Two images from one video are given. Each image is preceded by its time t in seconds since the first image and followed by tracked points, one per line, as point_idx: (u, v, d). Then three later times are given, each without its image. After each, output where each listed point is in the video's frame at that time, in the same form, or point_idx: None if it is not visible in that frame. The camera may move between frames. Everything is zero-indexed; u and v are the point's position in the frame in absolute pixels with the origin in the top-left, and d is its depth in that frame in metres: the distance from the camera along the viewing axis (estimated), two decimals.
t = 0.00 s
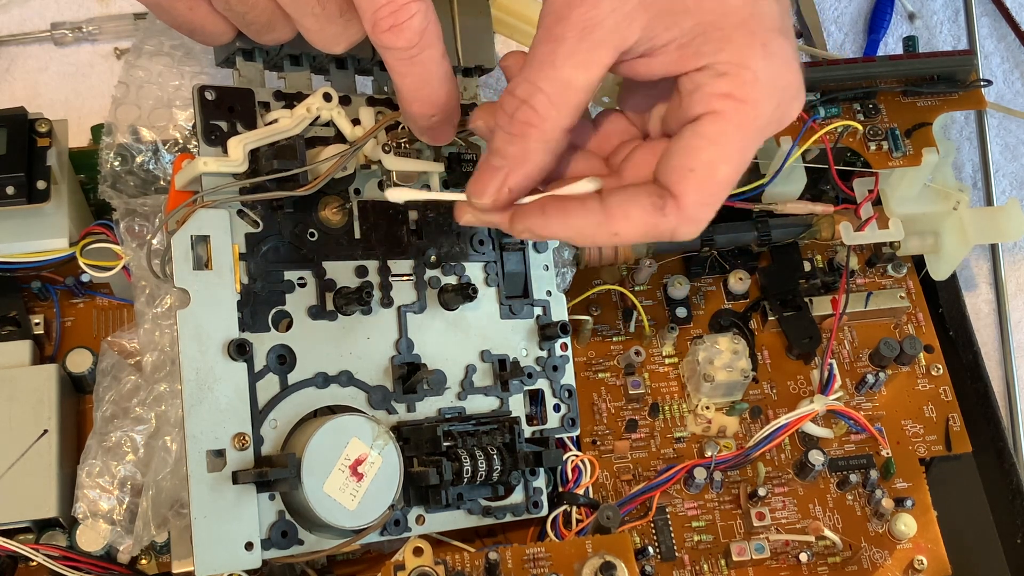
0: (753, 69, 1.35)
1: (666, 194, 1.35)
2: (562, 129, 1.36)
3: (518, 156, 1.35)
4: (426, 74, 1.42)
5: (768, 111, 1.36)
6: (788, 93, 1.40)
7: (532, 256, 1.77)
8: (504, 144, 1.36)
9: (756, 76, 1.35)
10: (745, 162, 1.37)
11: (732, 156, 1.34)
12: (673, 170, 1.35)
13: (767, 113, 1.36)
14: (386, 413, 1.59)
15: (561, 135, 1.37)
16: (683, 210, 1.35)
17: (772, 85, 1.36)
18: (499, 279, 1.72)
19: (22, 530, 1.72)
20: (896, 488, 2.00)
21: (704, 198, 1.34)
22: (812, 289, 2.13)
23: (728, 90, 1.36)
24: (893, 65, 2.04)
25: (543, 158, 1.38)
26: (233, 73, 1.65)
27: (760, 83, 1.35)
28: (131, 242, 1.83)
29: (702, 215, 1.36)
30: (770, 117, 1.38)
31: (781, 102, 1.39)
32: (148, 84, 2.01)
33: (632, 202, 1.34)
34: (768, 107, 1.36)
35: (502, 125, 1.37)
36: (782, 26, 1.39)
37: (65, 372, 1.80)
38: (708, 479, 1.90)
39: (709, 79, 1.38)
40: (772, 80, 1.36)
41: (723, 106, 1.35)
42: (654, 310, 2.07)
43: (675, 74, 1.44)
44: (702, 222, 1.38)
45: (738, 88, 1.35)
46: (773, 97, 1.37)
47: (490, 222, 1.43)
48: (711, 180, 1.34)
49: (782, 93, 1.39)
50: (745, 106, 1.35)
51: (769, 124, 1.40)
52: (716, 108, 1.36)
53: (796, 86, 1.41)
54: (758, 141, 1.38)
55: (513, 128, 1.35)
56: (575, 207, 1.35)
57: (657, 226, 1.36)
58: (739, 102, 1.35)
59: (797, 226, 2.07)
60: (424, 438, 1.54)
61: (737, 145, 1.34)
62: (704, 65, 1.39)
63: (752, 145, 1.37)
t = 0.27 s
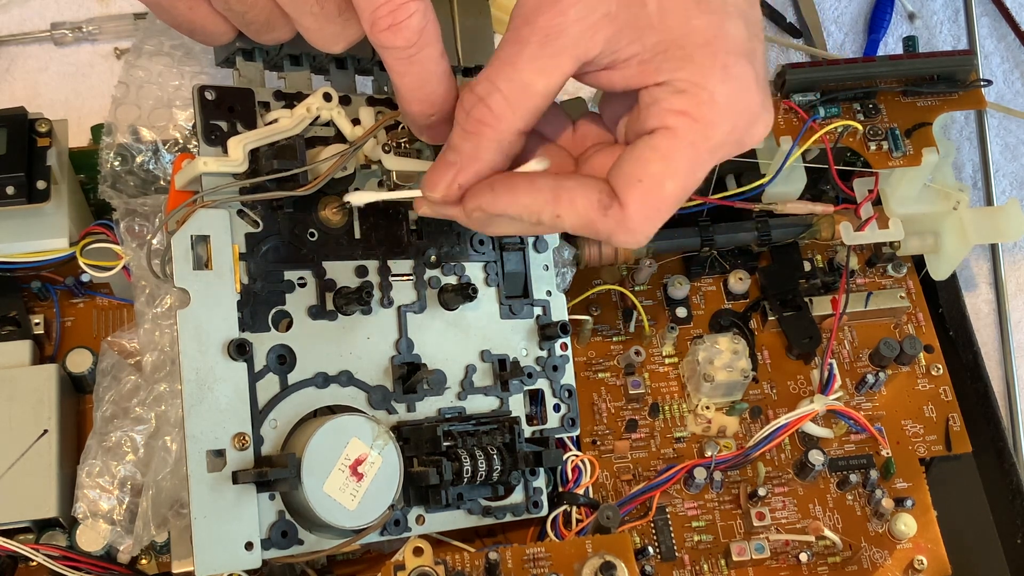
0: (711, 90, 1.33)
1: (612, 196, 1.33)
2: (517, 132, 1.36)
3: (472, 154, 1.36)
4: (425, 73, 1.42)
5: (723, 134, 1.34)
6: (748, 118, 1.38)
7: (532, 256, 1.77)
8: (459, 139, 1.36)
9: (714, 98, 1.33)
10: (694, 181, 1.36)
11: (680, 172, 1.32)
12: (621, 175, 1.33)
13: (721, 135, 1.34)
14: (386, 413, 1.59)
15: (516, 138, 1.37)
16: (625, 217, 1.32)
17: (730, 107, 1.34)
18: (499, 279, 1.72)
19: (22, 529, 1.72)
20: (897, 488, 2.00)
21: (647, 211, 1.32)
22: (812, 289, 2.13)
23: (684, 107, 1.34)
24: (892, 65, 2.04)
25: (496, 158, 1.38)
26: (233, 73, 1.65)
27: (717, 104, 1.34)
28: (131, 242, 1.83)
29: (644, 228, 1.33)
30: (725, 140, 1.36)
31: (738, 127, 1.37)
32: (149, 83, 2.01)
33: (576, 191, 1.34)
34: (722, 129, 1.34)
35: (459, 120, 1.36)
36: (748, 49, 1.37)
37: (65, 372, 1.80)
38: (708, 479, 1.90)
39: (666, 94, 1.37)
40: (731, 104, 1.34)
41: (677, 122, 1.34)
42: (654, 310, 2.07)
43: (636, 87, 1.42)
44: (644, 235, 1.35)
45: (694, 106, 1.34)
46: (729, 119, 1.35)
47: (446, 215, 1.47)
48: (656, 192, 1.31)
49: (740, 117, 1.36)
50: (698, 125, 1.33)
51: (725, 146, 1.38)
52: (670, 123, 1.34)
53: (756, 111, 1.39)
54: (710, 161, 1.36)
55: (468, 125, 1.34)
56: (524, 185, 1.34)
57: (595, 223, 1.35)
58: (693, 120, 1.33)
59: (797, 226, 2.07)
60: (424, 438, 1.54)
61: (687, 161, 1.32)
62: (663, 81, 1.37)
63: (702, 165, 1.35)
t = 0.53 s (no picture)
0: (694, 96, 1.28)
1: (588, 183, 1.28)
2: (497, 139, 1.37)
3: (450, 154, 1.37)
4: (425, 74, 1.42)
5: (703, 142, 1.28)
6: (735, 132, 1.30)
7: (532, 256, 1.77)
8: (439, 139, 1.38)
9: (697, 105, 1.28)
10: (670, 187, 1.29)
11: (654, 173, 1.26)
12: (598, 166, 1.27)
13: (701, 142, 1.28)
14: (385, 413, 1.59)
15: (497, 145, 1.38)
16: (592, 206, 1.25)
17: (715, 115, 1.28)
18: (499, 279, 1.72)
19: (22, 529, 1.72)
20: (897, 488, 2.00)
21: (616, 204, 1.25)
22: (812, 289, 2.13)
23: (666, 111, 1.29)
24: (892, 64, 2.03)
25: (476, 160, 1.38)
26: (233, 73, 1.65)
27: (699, 110, 1.28)
28: (131, 242, 1.83)
29: (610, 221, 1.26)
30: (707, 150, 1.29)
31: (723, 138, 1.29)
32: (149, 83, 2.01)
33: (550, 177, 1.29)
34: (703, 137, 1.28)
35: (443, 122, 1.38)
36: (738, 66, 1.31)
37: (65, 372, 1.80)
38: (708, 478, 1.90)
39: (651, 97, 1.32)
40: (714, 112, 1.28)
41: (657, 123, 1.28)
42: (654, 310, 2.07)
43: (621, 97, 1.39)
44: (610, 229, 1.27)
45: (676, 110, 1.28)
46: (713, 128, 1.28)
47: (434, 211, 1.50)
48: (627, 186, 1.24)
49: (726, 128, 1.29)
50: (679, 129, 1.27)
51: (708, 157, 1.31)
52: (651, 123, 1.29)
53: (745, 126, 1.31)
54: (690, 169, 1.29)
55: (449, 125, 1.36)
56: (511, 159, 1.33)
57: (563, 206, 1.28)
58: (673, 124, 1.27)
59: (797, 226, 2.07)
60: (424, 438, 1.54)
61: (662, 163, 1.26)
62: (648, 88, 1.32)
63: (680, 170, 1.28)
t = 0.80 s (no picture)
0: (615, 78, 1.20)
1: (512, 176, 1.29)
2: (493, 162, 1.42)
3: (450, 164, 1.45)
4: (425, 75, 1.42)
5: (615, 122, 1.20)
6: (657, 111, 1.19)
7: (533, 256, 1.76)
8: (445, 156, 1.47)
9: (610, 84, 1.20)
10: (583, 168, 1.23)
11: (564, 152, 1.23)
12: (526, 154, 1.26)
13: (613, 123, 1.20)
14: (386, 413, 1.59)
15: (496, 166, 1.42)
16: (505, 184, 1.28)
17: (626, 93, 1.19)
18: (499, 279, 1.72)
19: (22, 529, 1.72)
20: (897, 488, 2.00)
21: (523, 180, 1.26)
22: (812, 289, 2.13)
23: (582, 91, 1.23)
24: (892, 65, 2.03)
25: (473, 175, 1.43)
26: (233, 73, 1.65)
27: (612, 89, 1.20)
28: (131, 242, 1.83)
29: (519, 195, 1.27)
30: (626, 132, 1.20)
31: (643, 118, 1.19)
32: (149, 83, 2.01)
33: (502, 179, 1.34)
34: (615, 117, 1.20)
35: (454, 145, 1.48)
36: (673, 53, 1.20)
37: (65, 372, 1.80)
38: (708, 479, 1.90)
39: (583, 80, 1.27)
40: (626, 91, 1.19)
41: (572, 105, 1.22)
42: (654, 310, 2.07)
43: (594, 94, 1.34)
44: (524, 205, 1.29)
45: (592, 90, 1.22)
46: (627, 108, 1.19)
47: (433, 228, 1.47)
48: (535, 166, 1.25)
49: (643, 107, 1.19)
50: (591, 111, 1.21)
51: (637, 143, 1.22)
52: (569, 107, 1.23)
53: (674, 113, 1.20)
54: (604, 151, 1.22)
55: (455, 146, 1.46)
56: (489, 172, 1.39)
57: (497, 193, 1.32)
58: (586, 105, 1.21)
59: (797, 226, 2.07)
60: (424, 438, 1.54)
61: (569, 143, 1.22)
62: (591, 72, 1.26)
63: (593, 151, 1.22)
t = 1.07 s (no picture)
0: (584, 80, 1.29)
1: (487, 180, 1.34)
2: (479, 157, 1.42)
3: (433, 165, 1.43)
4: (423, 75, 1.42)
5: (584, 125, 1.28)
6: (622, 114, 1.28)
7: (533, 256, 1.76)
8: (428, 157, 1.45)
9: (579, 87, 1.28)
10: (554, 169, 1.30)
11: (534, 153, 1.29)
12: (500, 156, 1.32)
13: (581, 125, 1.28)
14: (386, 412, 1.59)
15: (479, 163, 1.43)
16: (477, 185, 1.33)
17: (596, 97, 1.28)
18: (499, 279, 1.72)
19: (22, 529, 1.72)
20: (897, 488, 2.00)
21: (497, 182, 1.31)
22: (812, 289, 2.13)
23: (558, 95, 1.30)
24: (892, 65, 2.02)
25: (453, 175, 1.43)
26: (233, 73, 1.65)
27: (582, 92, 1.28)
28: (131, 242, 1.84)
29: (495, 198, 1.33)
30: (595, 134, 1.29)
31: (608, 121, 1.28)
32: (149, 83, 2.02)
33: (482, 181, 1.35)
34: (583, 118, 1.28)
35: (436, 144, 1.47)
36: (646, 59, 1.29)
37: (65, 372, 1.80)
38: (708, 478, 1.90)
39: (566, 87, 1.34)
40: (596, 94, 1.28)
41: (545, 107, 1.30)
42: (654, 310, 2.07)
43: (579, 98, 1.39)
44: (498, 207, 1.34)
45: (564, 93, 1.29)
46: (596, 112, 1.28)
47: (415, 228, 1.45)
48: (506, 166, 1.30)
49: (610, 112, 1.28)
50: (561, 112, 1.28)
51: (607, 146, 1.30)
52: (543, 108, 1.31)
53: (639, 118, 1.28)
54: (573, 153, 1.29)
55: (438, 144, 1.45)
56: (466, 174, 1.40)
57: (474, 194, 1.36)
58: (558, 106, 1.29)
59: (797, 226, 2.07)
60: (424, 438, 1.54)
61: (541, 145, 1.29)
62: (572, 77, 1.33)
63: (562, 153, 1.29)
